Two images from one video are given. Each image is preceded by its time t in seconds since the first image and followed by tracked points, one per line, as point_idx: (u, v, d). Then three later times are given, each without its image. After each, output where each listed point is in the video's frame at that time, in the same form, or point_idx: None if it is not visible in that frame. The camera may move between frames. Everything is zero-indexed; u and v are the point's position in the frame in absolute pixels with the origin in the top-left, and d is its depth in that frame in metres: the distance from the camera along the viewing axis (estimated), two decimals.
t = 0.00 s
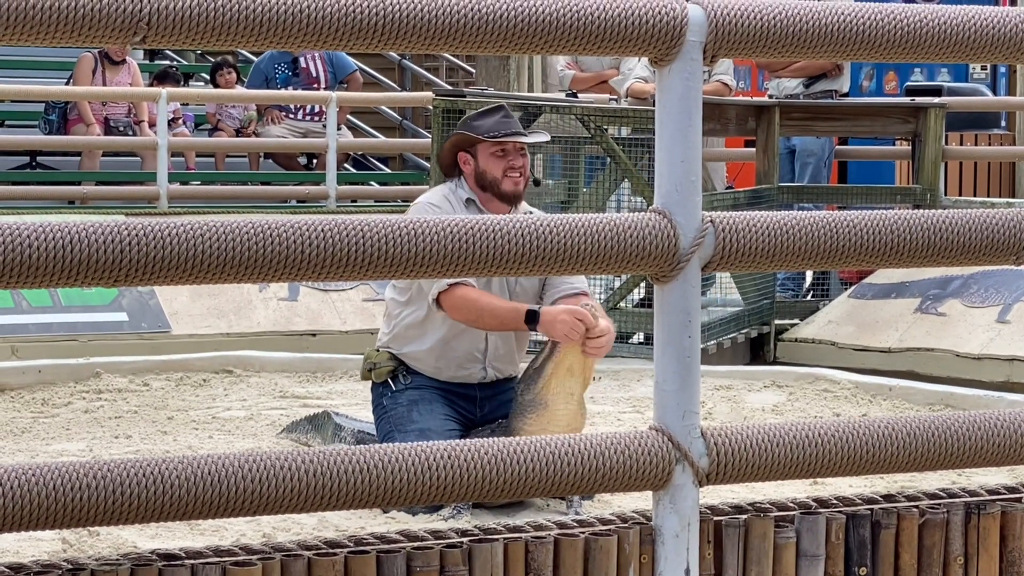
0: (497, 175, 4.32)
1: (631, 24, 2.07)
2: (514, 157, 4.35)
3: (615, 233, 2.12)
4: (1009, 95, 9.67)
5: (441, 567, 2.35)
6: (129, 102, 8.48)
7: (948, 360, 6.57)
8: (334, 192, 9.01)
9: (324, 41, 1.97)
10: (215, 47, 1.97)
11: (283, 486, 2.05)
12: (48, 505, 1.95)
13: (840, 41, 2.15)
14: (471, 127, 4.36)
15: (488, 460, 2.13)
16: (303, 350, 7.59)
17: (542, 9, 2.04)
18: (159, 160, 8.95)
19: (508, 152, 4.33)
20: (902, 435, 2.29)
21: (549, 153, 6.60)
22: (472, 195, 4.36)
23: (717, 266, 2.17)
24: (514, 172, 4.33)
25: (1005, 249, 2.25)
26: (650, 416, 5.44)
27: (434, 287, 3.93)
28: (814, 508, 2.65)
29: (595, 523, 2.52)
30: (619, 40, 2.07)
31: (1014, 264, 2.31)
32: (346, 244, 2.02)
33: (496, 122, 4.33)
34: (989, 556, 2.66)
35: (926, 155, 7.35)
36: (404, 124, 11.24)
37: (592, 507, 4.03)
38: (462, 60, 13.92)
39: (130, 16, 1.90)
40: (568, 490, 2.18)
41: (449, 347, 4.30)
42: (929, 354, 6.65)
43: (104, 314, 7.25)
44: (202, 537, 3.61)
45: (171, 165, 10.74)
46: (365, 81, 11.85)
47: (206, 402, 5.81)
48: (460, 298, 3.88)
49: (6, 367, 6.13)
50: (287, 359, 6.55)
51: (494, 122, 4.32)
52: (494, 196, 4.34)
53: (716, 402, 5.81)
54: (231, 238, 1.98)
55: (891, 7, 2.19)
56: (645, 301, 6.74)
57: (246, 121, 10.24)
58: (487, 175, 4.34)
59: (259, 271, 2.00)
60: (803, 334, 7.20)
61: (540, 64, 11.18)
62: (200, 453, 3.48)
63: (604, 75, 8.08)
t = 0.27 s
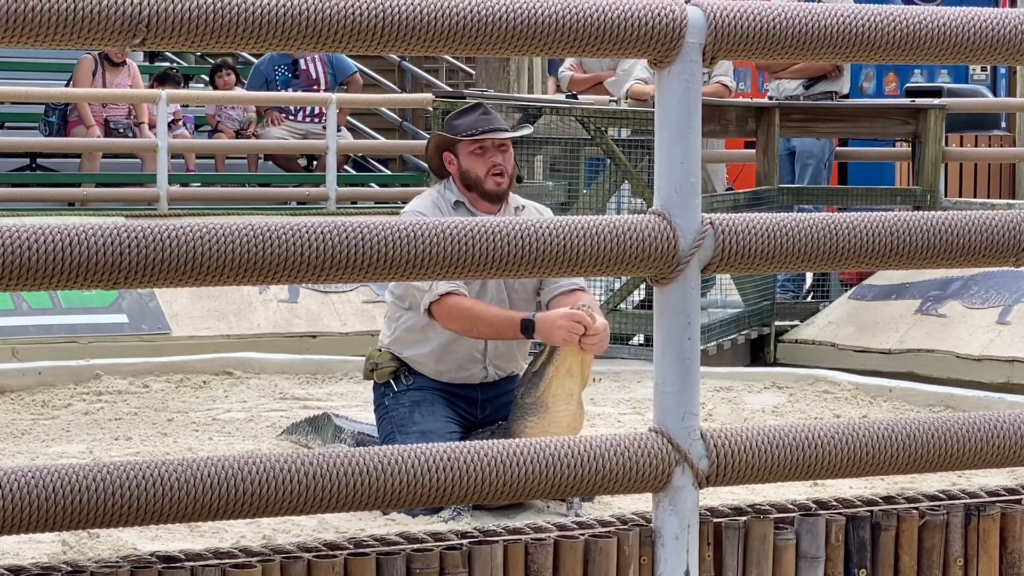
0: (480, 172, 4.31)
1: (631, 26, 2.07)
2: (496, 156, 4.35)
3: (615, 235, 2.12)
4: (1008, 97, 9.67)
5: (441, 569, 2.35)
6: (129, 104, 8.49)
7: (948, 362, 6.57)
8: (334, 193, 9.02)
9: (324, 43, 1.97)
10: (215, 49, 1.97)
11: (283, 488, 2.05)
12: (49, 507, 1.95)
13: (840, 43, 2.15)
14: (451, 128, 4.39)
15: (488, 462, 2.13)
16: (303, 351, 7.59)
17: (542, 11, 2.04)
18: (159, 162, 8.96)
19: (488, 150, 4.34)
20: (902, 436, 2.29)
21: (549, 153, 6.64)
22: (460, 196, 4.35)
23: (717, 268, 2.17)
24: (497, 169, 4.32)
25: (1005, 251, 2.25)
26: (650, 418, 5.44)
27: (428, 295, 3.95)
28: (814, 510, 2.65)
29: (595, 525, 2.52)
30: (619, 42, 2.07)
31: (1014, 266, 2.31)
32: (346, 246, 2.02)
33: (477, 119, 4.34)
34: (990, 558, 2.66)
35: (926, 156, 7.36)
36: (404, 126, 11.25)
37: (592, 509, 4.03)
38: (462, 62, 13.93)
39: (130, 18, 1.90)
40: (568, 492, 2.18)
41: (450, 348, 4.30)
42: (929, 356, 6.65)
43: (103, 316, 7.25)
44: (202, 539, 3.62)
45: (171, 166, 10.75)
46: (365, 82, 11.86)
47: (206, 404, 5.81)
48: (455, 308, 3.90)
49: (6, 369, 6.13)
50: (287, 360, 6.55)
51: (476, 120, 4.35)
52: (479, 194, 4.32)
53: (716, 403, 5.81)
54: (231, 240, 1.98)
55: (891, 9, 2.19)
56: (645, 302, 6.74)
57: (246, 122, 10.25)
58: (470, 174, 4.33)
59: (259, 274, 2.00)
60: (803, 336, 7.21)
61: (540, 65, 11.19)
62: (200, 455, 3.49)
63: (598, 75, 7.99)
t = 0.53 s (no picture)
0: (469, 166, 4.32)
1: (631, 28, 2.07)
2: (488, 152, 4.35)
3: (615, 237, 2.12)
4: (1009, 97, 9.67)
5: (441, 571, 2.35)
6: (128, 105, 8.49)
7: (948, 363, 6.57)
8: (334, 195, 9.02)
9: (324, 46, 1.97)
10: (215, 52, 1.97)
11: (283, 491, 2.05)
12: (49, 510, 1.95)
13: (840, 45, 2.15)
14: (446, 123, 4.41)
15: (489, 465, 2.13)
16: (303, 353, 7.59)
17: (541, 13, 2.04)
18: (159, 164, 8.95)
19: (480, 145, 4.34)
20: (903, 439, 2.29)
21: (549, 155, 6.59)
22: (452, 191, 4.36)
23: (717, 270, 2.17)
24: (486, 165, 4.32)
25: (1005, 253, 2.25)
26: (650, 419, 5.45)
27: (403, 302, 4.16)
28: (814, 511, 2.65)
29: (595, 527, 2.52)
30: (619, 45, 2.07)
31: (1014, 268, 2.31)
32: (347, 249, 2.02)
33: (470, 115, 4.34)
34: (990, 560, 2.66)
35: (927, 157, 7.36)
36: (404, 127, 11.25)
37: (592, 511, 4.03)
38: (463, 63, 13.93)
39: (130, 22, 1.90)
40: (569, 495, 2.18)
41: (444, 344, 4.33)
42: (929, 356, 6.65)
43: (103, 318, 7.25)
44: (202, 541, 3.62)
45: (171, 168, 10.75)
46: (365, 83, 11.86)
47: (206, 406, 5.81)
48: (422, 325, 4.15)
49: (6, 371, 6.13)
50: (287, 361, 6.55)
51: (469, 115, 4.34)
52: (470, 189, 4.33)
53: (716, 404, 5.81)
54: (231, 243, 1.98)
55: (891, 11, 2.19)
56: (645, 304, 6.74)
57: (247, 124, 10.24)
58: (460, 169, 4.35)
59: (259, 276, 2.00)
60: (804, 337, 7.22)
61: (540, 66, 11.19)
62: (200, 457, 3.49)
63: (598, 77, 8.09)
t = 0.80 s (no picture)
0: (487, 197, 4.35)
1: (631, 30, 2.07)
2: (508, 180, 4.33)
3: (616, 239, 2.12)
4: (1009, 98, 9.66)
5: (441, 573, 2.35)
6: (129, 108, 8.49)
7: (949, 364, 6.57)
8: (334, 196, 9.02)
9: (324, 47, 1.97)
10: (215, 54, 1.97)
11: (284, 493, 2.05)
12: (50, 513, 1.95)
13: (840, 47, 2.15)
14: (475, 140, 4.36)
15: (489, 467, 2.13)
16: (303, 354, 7.59)
17: (542, 15, 2.04)
18: (160, 166, 8.95)
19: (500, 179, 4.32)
20: (903, 440, 2.29)
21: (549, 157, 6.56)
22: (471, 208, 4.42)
23: (718, 271, 2.17)
24: (503, 200, 4.34)
25: (1006, 254, 2.25)
26: (651, 421, 5.45)
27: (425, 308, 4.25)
28: (815, 514, 2.64)
29: (595, 529, 2.52)
30: (619, 47, 2.07)
31: (1015, 270, 2.31)
32: (347, 251, 2.02)
33: (491, 146, 4.30)
34: (990, 562, 2.66)
35: (927, 157, 7.36)
36: (404, 128, 11.26)
37: (592, 513, 4.03)
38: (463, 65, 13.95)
39: (131, 24, 1.90)
40: (569, 496, 2.18)
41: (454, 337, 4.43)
42: (930, 358, 6.64)
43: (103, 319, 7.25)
44: (203, 543, 3.62)
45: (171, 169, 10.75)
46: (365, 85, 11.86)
47: (207, 407, 5.81)
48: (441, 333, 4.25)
49: (6, 373, 6.12)
50: (288, 363, 6.55)
51: (490, 143, 4.30)
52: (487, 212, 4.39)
53: (717, 406, 5.81)
54: (231, 245, 1.98)
55: (891, 13, 2.19)
56: (646, 305, 6.74)
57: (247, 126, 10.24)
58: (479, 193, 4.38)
59: (259, 278, 2.00)
60: (804, 338, 7.22)
61: (540, 68, 11.19)
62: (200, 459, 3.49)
63: (598, 78, 8.13)
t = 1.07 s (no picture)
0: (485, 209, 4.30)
1: (631, 31, 2.07)
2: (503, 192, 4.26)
3: (616, 239, 2.11)
4: (1010, 98, 9.66)
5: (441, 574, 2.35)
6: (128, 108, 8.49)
7: (948, 364, 6.57)
8: (334, 196, 9.02)
9: (324, 48, 1.97)
10: (215, 55, 1.97)
11: (284, 493, 2.04)
12: (50, 514, 1.95)
13: (839, 47, 2.15)
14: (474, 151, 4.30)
15: (489, 467, 2.13)
16: (304, 355, 7.59)
17: (541, 16, 2.04)
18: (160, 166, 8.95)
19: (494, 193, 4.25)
20: (904, 441, 2.29)
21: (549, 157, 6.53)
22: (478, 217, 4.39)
23: (718, 272, 2.17)
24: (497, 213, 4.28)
25: (1005, 254, 2.25)
26: (651, 421, 5.45)
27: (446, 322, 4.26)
28: (815, 514, 2.64)
29: (596, 530, 2.52)
30: (619, 48, 2.07)
31: (1015, 270, 2.31)
32: (347, 251, 2.02)
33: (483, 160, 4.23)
34: (990, 562, 2.66)
35: (927, 158, 7.36)
36: (404, 128, 11.26)
37: (593, 514, 4.03)
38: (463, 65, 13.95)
39: (130, 25, 1.90)
40: (569, 497, 2.18)
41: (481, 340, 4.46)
42: (930, 358, 6.64)
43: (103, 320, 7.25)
44: (203, 544, 3.62)
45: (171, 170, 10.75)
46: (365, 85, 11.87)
47: (207, 408, 5.81)
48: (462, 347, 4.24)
49: (6, 373, 6.12)
50: (288, 364, 6.55)
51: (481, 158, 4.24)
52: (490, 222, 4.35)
53: (717, 406, 5.81)
54: (231, 246, 1.98)
55: (891, 14, 2.19)
56: (646, 305, 6.75)
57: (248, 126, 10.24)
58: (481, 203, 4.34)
59: (259, 279, 2.00)
60: (804, 339, 7.23)
61: (540, 68, 11.20)
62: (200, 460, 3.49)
63: (598, 79, 8.14)
